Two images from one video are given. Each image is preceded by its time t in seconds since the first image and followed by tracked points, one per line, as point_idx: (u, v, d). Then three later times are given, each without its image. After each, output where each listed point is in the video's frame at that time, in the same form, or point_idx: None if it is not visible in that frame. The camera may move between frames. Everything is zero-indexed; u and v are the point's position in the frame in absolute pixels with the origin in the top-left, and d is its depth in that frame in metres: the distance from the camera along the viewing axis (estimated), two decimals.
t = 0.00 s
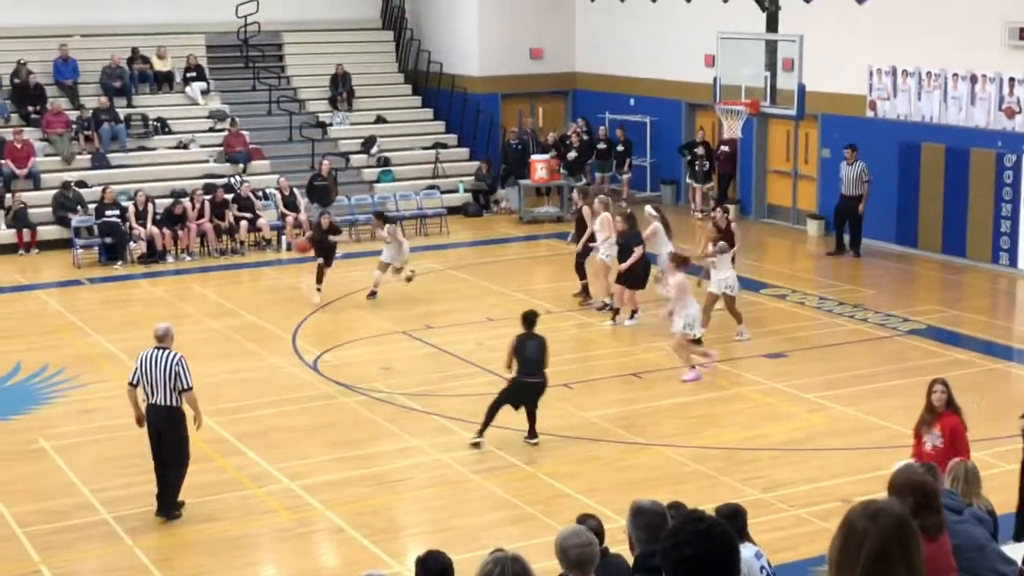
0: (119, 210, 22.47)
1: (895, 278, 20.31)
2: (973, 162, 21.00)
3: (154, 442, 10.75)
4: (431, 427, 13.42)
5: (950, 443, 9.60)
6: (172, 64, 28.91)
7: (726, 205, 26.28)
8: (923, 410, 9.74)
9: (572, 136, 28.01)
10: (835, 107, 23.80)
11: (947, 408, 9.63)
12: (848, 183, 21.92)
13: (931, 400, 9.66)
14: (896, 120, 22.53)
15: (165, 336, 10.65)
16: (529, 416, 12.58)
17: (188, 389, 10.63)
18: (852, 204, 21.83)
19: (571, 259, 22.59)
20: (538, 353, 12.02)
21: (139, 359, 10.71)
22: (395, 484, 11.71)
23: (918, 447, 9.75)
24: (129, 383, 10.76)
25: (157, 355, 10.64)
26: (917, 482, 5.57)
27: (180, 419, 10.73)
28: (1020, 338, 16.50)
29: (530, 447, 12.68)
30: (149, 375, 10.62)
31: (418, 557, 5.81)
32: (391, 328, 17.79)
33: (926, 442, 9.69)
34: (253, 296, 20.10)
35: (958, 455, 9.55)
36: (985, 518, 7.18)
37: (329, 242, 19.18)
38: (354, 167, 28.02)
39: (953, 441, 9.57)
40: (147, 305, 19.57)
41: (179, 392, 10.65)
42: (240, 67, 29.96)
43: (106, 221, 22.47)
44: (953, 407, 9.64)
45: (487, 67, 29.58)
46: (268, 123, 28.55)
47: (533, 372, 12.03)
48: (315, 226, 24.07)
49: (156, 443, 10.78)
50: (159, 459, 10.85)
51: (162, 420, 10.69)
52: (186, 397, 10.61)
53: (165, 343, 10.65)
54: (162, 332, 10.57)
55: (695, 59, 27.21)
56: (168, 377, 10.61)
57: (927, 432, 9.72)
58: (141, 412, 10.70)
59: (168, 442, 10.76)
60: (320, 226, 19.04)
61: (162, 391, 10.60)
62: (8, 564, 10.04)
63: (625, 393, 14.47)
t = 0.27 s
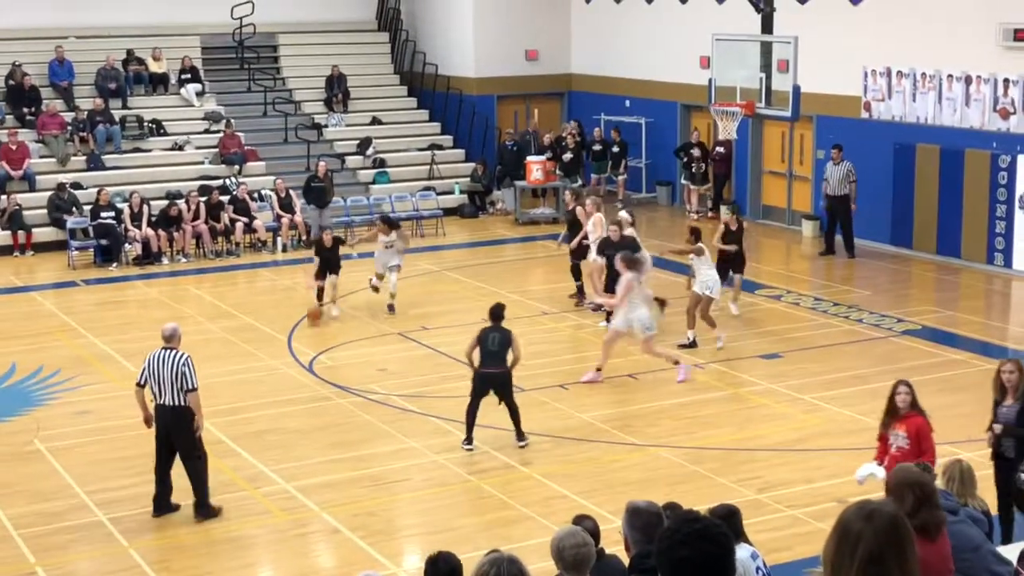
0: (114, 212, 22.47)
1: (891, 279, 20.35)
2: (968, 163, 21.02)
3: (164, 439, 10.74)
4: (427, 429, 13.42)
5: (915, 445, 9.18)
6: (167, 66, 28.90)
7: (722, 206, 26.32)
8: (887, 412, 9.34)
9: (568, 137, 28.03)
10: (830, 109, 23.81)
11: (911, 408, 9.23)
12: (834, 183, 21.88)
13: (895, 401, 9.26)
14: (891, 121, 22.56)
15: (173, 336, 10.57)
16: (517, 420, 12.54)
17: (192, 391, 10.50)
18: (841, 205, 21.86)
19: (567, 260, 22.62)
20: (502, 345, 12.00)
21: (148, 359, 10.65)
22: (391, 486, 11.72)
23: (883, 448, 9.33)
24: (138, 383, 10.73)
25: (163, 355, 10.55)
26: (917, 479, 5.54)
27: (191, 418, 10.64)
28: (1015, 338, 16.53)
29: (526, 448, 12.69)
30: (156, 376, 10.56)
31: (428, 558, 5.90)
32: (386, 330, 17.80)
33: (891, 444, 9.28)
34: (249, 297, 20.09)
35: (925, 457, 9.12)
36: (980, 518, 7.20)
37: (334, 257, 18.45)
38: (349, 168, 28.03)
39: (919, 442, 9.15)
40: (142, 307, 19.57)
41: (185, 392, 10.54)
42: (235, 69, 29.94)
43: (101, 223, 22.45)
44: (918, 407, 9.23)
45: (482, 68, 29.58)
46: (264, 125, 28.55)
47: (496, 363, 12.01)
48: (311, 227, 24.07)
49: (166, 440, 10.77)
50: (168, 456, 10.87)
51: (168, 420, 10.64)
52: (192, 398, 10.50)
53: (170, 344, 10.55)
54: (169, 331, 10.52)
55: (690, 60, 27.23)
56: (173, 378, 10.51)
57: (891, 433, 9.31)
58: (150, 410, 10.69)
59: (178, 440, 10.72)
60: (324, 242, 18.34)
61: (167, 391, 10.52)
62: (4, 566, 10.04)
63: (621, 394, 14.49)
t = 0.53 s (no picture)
0: (109, 214, 22.45)
1: (886, 279, 20.36)
2: (962, 163, 21.04)
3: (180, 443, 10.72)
4: (422, 430, 13.42)
5: (884, 454, 9.11)
6: (162, 67, 28.88)
7: (716, 207, 26.35)
8: (855, 421, 9.23)
9: (562, 138, 28.03)
10: (826, 109, 23.82)
11: (880, 419, 9.12)
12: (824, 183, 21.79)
13: (864, 411, 9.14)
14: (885, 121, 22.58)
15: (190, 340, 10.60)
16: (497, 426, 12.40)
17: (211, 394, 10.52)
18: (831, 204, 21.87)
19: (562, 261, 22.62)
20: (485, 344, 11.95)
21: (164, 364, 10.62)
22: (385, 487, 11.71)
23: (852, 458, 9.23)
24: (154, 387, 10.70)
25: (181, 359, 10.56)
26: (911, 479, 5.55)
27: (208, 422, 10.67)
28: (1009, 339, 16.54)
29: (521, 450, 12.68)
30: (174, 380, 10.55)
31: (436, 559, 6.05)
32: (381, 331, 17.80)
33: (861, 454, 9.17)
34: (244, 299, 20.08)
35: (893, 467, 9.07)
36: (975, 518, 7.19)
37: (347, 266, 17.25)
38: (344, 169, 28.03)
39: (887, 452, 9.07)
40: (137, 308, 19.55)
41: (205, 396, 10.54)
42: (230, 70, 29.93)
43: (96, 225, 22.42)
44: (887, 417, 9.14)
45: (476, 69, 29.58)
46: (258, 126, 28.54)
47: (480, 362, 11.96)
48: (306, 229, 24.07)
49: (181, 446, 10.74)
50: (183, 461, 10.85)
51: (185, 424, 10.63)
52: (211, 402, 10.52)
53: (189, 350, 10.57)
54: (186, 335, 10.55)
55: (684, 60, 27.24)
56: (192, 382, 10.52)
57: (860, 442, 9.20)
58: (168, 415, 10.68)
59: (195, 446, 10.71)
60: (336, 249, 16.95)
61: (185, 396, 10.52)
62: None
63: (616, 395, 14.49)
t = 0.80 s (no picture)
0: (105, 214, 22.44)
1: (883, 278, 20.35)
2: (958, 162, 21.05)
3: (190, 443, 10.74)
4: (418, 430, 13.41)
5: (853, 460, 8.89)
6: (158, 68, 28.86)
7: (712, 206, 26.37)
8: (826, 425, 9.06)
9: (559, 137, 28.03)
10: (822, 108, 23.81)
11: (848, 422, 8.89)
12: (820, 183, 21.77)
13: (833, 415, 8.94)
14: (881, 120, 22.59)
15: (202, 338, 10.64)
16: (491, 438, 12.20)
17: (227, 393, 10.60)
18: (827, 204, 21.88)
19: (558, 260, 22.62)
20: (488, 351, 11.84)
21: (175, 362, 10.65)
22: (382, 487, 11.71)
23: (822, 461, 9.06)
24: (166, 385, 10.72)
25: (195, 357, 10.60)
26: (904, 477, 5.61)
27: (220, 421, 10.72)
28: (1006, 337, 16.55)
29: (518, 449, 12.68)
30: (188, 378, 10.59)
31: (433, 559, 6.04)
32: (377, 331, 17.79)
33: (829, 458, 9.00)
34: (240, 299, 20.07)
35: (862, 472, 8.87)
36: (971, 517, 7.18)
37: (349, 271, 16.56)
38: (340, 169, 28.02)
39: (856, 458, 8.86)
40: (133, 309, 19.54)
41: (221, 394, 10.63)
42: (225, 70, 29.93)
43: (92, 225, 22.41)
44: (855, 420, 8.88)
45: (473, 68, 29.57)
46: (254, 126, 28.53)
47: (483, 370, 11.86)
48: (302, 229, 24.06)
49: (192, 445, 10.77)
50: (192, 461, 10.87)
51: (197, 423, 10.66)
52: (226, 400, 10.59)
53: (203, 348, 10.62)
54: (199, 334, 10.60)
55: (680, 60, 27.25)
56: (207, 381, 10.58)
57: (830, 447, 9.02)
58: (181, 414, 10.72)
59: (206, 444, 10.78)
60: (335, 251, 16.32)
61: (201, 394, 10.58)
62: None
63: (613, 394, 14.48)
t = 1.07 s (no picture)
0: (101, 216, 22.45)
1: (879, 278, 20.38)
2: (954, 161, 21.08)
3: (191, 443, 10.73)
4: (416, 430, 13.42)
5: (816, 467, 8.87)
6: (154, 69, 28.85)
7: (709, 206, 26.41)
8: (791, 433, 9.04)
9: (555, 137, 28.02)
10: (819, 108, 23.82)
11: (811, 429, 8.88)
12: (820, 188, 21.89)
13: (796, 421, 8.94)
14: (877, 120, 22.61)
15: (204, 340, 10.66)
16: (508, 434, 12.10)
17: (228, 394, 10.63)
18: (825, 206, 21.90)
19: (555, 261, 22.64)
20: (494, 353, 11.70)
21: (177, 364, 10.67)
22: (379, 488, 11.72)
23: (787, 468, 9.04)
24: (166, 387, 10.73)
25: (196, 358, 10.61)
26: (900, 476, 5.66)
27: (220, 424, 10.72)
28: (1002, 336, 16.58)
29: (514, 450, 12.69)
30: (189, 379, 10.59)
31: (431, 560, 6.04)
32: (374, 331, 17.80)
33: (793, 464, 8.98)
34: (236, 300, 20.08)
35: (824, 479, 8.85)
36: (967, 516, 7.19)
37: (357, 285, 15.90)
38: (337, 170, 28.03)
39: (819, 465, 8.85)
40: (130, 310, 19.54)
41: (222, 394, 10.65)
42: (221, 72, 29.95)
43: (88, 227, 22.41)
44: (818, 426, 8.88)
45: (469, 69, 29.57)
46: (250, 127, 28.53)
47: (489, 371, 11.71)
48: (299, 230, 24.07)
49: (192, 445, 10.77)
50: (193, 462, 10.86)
51: (199, 424, 10.67)
52: (227, 402, 10.60)
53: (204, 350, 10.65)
54: (201, 335, 10.61)
55: (676, 60, 27.26)
56: (208, 382, 10.60)
57: (794, 454, 8.99)
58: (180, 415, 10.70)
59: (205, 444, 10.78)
60: (344, 266, 15.67)
61: (202, 395, 10.58)
62: None
63: (610, 394, 14.49)
